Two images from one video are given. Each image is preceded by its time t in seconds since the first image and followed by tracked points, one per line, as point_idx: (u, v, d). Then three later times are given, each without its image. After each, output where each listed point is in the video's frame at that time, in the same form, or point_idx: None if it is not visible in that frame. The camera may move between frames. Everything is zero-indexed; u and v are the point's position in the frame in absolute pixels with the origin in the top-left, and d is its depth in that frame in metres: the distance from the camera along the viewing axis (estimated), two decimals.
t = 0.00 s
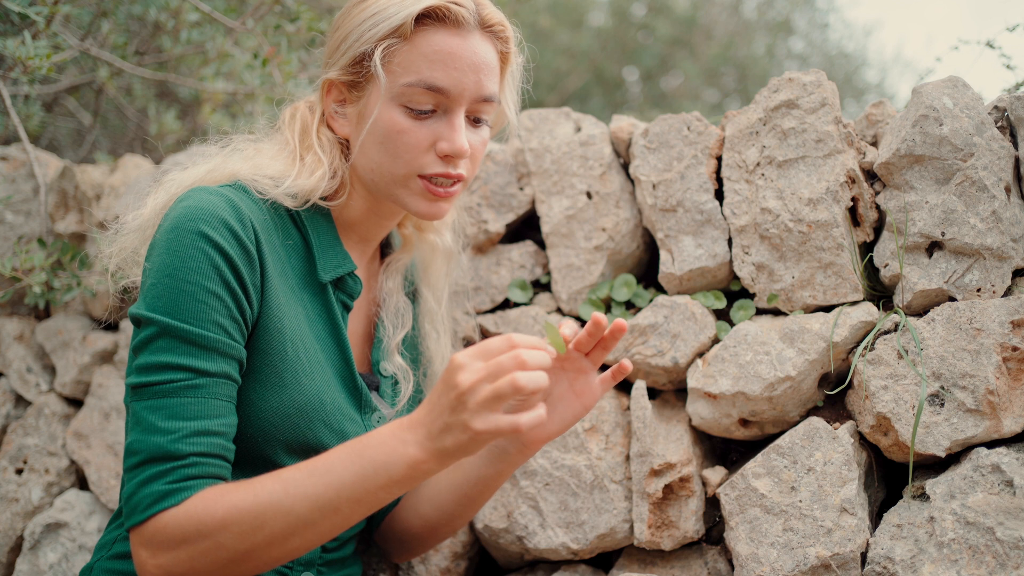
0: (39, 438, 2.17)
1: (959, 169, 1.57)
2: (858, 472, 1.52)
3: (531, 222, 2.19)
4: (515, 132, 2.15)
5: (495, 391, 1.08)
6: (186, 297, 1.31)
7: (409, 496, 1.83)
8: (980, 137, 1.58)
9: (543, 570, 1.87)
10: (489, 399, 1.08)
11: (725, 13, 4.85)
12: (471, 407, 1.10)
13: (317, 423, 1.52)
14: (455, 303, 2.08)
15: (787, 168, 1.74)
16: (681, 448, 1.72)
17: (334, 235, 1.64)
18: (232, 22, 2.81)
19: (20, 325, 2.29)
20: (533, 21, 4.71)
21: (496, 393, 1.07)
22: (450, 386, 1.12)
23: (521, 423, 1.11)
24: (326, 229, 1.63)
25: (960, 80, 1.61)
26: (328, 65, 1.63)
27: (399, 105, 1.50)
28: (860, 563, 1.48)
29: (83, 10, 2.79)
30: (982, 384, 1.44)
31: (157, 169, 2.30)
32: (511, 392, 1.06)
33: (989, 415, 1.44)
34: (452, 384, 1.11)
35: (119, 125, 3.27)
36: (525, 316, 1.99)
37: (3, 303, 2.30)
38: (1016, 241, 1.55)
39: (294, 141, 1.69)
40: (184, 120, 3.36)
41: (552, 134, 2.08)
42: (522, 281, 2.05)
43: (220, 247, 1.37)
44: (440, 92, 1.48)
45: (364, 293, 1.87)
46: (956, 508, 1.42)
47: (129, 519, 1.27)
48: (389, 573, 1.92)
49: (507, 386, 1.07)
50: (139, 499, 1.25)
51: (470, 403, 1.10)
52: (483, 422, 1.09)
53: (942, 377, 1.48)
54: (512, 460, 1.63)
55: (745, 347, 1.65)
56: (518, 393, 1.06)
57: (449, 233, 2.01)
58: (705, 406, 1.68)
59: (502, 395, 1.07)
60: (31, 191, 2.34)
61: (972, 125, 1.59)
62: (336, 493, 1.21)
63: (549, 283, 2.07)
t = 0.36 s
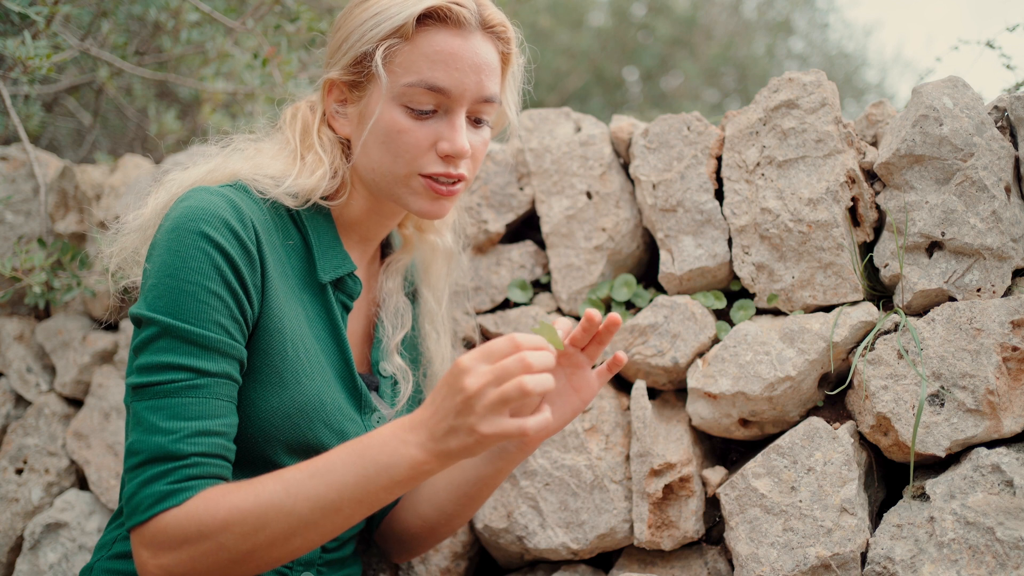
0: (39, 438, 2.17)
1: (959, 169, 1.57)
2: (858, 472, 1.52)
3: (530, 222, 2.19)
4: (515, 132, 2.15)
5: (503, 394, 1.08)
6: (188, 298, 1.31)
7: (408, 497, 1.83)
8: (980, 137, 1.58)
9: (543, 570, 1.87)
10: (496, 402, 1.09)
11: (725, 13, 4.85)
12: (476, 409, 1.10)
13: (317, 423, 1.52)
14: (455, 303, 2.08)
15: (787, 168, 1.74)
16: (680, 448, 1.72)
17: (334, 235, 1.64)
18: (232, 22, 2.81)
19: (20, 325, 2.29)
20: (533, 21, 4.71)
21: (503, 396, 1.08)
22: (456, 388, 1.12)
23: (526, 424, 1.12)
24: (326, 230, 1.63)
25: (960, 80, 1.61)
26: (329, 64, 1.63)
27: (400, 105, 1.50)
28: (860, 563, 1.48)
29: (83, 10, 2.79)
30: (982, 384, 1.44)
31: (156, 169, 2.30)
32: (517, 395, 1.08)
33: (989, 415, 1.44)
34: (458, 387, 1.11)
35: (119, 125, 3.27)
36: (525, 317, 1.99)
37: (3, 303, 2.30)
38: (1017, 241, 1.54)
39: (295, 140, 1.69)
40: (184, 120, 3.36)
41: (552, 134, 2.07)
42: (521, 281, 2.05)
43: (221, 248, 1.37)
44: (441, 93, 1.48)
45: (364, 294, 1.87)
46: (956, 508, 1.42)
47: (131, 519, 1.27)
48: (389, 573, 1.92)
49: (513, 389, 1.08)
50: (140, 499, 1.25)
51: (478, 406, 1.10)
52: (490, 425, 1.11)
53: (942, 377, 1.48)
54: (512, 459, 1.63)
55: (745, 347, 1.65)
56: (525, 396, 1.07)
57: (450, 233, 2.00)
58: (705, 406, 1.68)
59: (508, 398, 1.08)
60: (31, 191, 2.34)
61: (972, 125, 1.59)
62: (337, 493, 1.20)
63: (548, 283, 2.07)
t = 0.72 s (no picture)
0: (39, 438, 2.17)
1: (959, 169, 1.57)
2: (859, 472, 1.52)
3: (531, 222, 2.19)
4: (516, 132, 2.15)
5: (488, 372, 1.07)
6: (182, 292, 1.31)
7: (412, 496, 1.82)
8: (980, 137, 1.58)
9: (543, 571, 1.87)
10: (483, 381, 1.08)
11: (725, 13, 4.85)
12: (466, 388, 1.09)
13: (316, 421, 1.52)
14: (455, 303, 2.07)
15: (788, 168, 1.74)
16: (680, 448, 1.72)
17: (332, 232, 1.64)
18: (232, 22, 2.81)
19: (20, 325, 2.29)
20: (533, 21, 4.72)
21: (489, 374, 1.07)
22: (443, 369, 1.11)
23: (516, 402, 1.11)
24: (325, 226, 1.63)
25: (960, 80, 1.61)
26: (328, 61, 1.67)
27: (374, 90, 1.52)
28: (860, 563, 1.48)
29: (83, 10, 2.79)
30: (982, 384, 1.44)
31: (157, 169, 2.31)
32: (505, 374, 1.06)
33: (989, 415, 1.44)
34: (445, 366, 1.11)
35: (119, 125, 3.27)
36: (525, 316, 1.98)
37: (3, 303, 2.30)
38: (1016, 241, 1.55)
39: (297, 134, 1.71)
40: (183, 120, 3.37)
41: (552, 134, 2.07)
42: (521, 281, 2.05)
43: (216, 242, 1.37)
44: (410, 74, 1.49)
45: (366, 296, 1.87)
46: (956, 508, 1.42)
47: (126, 512, 1.26)
48: (389, 573, 1.92)
49: (501, 368, 1.06)
50: (134, 491, 1.25)
51: (463, 385, 1.09)
52: (479, 403, 1.09)
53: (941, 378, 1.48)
54: (517, 458, 1.63)
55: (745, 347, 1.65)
56: (511, 374, 1.05)
57: (451, 233, 2.01)
58: (705, 406, 1.68)
59: (495, 376, 1.07)
60: (31, 191, 2.34)
61: (971, 125, 1.59)
62: (330, 482, 1.20)
63: (549, 283, 2.07)
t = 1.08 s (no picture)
0: (39, 438, 2.17)
1: (959, 170, 1.57)
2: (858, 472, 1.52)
3: (531, 222, 2.18)
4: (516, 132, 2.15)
5: (486, 430, 1.03)
6: (180, 297, 1.31)
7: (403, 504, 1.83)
8: (980, 137, 1.58)
9: (543, 571, 1.87)
10: (482, 437, 1.04)
11: (725, 13, 4.84)
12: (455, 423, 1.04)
13: (315, 423, 1.52)
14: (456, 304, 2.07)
15: (787, 168, 1.74)
16: (680, 448, 1.72)
17: (331, 234, 1.64)
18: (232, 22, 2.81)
19: (20, 325, 2.29)
20: (533, 21, 4.72)
21: (488, 431, 1.04)
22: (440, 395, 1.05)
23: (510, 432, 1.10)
24: (324, 229, 1.63)
25: (960, 80, 1.61)
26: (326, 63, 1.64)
27: (387, 99, 1.51)
28: (860, 563, 1.48)
29: (83, 9, 2.78)
30: (982, 384, 1.44)
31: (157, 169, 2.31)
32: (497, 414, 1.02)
33: (989, 415, 1.44)
34: (437, 421, 1.04)
35: (119, 125, 3.27)
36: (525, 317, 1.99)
37: (3, 303, 2.29)
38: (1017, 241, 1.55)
39: (294, 138, 1.69)
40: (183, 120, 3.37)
41: (552, 134, 2.08)
42: (522, 281, 2.05)
43: (213, 246, 1.37)
44: (425, 84, 1.49)
45: (365, 297, 1.87)
46: (956, 508, 1.42)
47: (124, 516, 1.25)
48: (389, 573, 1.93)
49: (489, 400, 1.01)
50: (131, 497, 1.24)
51: (460, 441, 1.05)
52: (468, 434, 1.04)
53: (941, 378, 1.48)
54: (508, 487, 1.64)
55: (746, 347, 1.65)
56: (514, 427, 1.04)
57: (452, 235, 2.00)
58: (705, 406, 1.68)
59: (484, 410, 1.02)
60: (31, 191, 2.34)
61: (972, 125, 1.59)
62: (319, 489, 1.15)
63: (549, 283, 2.07)
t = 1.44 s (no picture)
0: (39, 438, 2.17)
1: (959, 170, 1.57)
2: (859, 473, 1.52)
3: (531, 222, 2.18)
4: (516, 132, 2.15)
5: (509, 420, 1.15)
6: (181, 296, 1.31)
7: (404, 529, 1.86)
8: (980, 137, 1.58)
9: (543, 571, 1.87)
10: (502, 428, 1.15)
11: (725, 13, 4.84)
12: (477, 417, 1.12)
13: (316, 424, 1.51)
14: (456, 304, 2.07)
15: (787, 168, 1.74)
16: (681, 448, 1.72)
17: (332, 234, 1.64)
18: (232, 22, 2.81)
19: (20, 325, 2.29)
20: (533, 21, 4.73)
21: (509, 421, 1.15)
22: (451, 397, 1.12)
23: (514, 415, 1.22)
24: (324, 229, 1.63)
25: (960, 80, 1.61)
26: (321, 63, 1.64)
27: (383, 95, 1.51)
28: (860, 563, 1.48)
29: (83, 9, 2.78)
30: (982, 384, 1.44)
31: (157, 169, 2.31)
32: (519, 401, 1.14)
33: (989, 415, 1.44)
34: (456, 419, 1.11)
35: (120, 125, 3.27)
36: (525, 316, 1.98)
37: (3, 303, 2.29)
38: (1016, 241, 1.55)
39: (293, 139, 1.69)
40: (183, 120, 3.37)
41: (552, 134, 2.08)
42: (522, 281, 2.05)
43: (213, 245, 1.37)
44: (423, 78, 1.49)
45: (365, 297, 1.86)
46: (956, 508, 1.42)
47: (127, 516, 1.25)
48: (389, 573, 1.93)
49: (511, 393, 1.13)
50: (134, 496, 1.23)
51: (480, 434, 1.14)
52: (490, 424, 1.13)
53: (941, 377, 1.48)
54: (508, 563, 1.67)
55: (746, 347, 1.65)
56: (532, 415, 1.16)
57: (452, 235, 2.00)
58: (705, 406, 1.68)
59: (505, 404, 1.13)
60: (31, 191, 2.34)
61: (972, 125, 1.59)
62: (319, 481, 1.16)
63: (549, 284, 2.07)
